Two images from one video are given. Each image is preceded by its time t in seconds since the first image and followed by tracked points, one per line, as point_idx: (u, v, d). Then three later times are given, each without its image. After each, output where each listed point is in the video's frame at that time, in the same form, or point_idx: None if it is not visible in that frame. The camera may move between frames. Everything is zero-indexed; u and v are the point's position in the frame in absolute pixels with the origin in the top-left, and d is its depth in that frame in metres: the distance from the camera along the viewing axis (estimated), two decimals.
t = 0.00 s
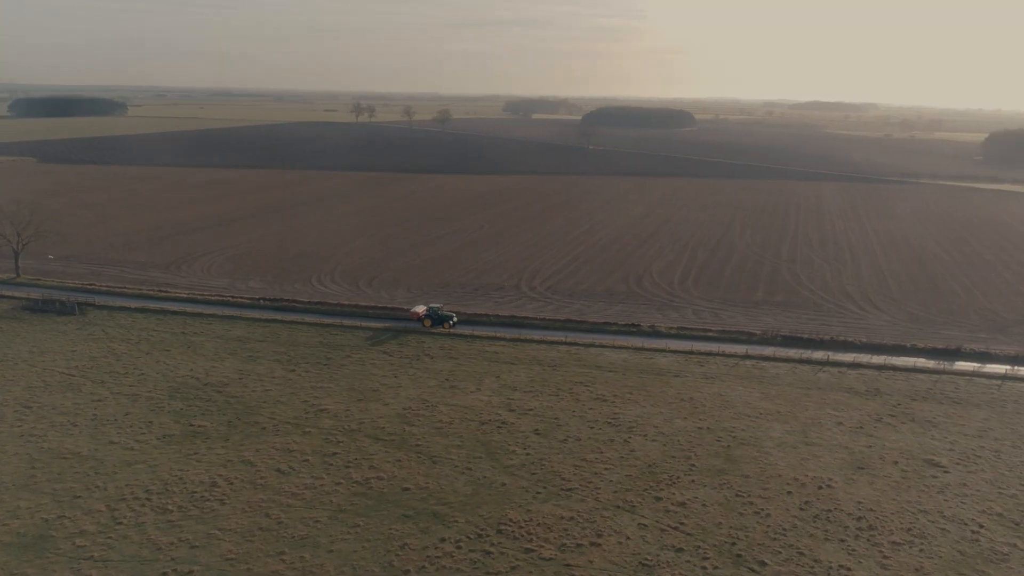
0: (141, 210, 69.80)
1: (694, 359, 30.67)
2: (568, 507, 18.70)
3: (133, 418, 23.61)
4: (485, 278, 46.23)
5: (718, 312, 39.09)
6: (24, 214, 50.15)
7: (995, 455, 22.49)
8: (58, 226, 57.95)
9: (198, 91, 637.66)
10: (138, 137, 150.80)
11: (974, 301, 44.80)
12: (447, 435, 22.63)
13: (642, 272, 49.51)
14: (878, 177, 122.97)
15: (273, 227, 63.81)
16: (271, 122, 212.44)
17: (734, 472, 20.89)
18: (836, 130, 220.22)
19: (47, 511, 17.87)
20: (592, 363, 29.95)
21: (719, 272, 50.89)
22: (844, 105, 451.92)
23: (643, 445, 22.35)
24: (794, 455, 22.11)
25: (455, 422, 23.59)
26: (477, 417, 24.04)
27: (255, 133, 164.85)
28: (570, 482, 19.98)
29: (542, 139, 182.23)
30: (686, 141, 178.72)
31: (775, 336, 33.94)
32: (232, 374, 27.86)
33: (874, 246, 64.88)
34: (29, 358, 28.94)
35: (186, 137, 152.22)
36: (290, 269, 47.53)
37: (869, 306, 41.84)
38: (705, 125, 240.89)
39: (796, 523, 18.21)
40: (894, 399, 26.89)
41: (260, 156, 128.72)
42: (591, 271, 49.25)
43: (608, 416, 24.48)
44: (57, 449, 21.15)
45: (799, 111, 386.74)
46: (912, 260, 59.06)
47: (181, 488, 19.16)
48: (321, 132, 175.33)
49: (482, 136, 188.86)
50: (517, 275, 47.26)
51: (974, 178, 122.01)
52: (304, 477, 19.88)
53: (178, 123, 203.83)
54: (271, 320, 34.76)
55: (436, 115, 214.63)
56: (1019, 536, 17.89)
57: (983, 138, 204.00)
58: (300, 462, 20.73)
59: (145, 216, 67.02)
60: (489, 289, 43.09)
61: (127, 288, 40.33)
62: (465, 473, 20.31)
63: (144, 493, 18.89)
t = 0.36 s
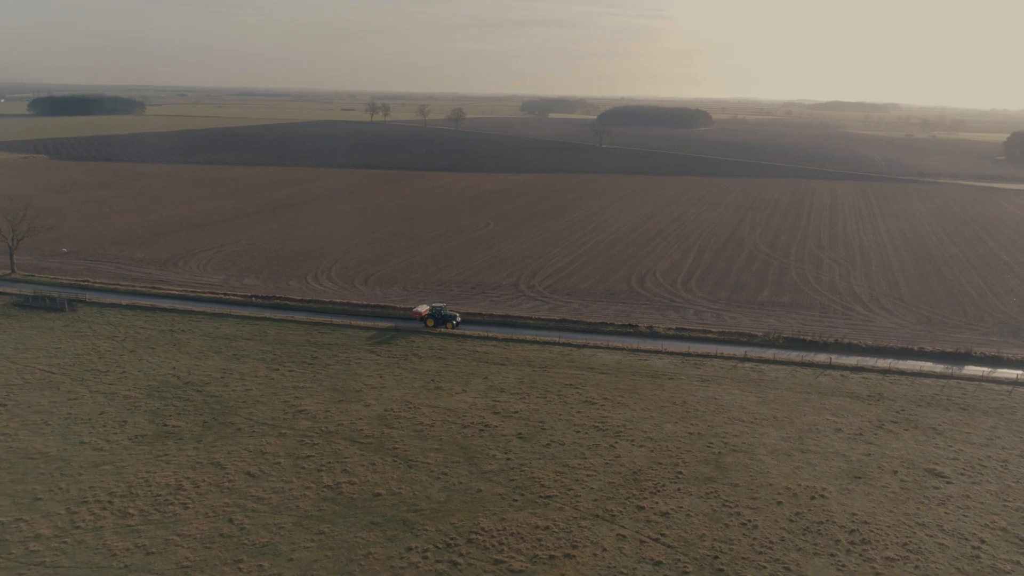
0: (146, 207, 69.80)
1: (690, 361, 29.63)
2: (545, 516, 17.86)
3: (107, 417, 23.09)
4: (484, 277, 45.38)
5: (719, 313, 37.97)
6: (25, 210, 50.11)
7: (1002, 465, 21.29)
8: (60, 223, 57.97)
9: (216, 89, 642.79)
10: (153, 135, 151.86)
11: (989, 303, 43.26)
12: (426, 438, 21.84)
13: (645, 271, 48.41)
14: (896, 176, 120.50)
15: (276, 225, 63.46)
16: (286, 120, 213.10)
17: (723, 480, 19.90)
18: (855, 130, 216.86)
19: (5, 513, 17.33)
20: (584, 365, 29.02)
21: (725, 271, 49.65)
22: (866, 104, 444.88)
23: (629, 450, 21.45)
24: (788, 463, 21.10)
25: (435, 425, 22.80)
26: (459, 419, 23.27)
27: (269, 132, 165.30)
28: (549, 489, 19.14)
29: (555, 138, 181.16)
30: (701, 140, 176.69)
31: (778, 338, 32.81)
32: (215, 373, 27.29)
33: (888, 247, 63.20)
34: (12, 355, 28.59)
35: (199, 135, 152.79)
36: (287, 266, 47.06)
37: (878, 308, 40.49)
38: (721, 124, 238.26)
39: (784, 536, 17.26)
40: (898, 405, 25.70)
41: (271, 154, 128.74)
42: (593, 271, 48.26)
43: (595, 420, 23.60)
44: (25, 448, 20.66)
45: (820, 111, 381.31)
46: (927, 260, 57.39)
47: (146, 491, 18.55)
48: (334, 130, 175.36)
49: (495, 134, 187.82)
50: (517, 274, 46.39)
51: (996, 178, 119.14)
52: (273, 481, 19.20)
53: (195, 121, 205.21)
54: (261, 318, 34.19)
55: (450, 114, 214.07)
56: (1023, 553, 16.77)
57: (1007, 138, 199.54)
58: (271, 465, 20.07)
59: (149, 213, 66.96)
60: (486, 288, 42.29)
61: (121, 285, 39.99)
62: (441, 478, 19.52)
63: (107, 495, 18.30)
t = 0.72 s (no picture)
0: (150, 205, 69.67)
1: (685, 363, 28.64)
2: (517, 525, 17.03)
3: (79, 416, 22.54)
4: (482, 275, 44.61)
5: (718, 314, 36.89)
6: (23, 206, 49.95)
7: (1007, 476, 20.14)
8: (61, 220, 57.91)
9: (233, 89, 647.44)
10: (166, 133, 152.64)
11: (1002, 305, 41.79)
12: (402, 442, 21.10)
13: (647, 270, 47.39)
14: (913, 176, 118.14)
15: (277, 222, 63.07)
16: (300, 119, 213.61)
17: (709, 489, 18.97)
18: (873, 130, 213.41)
19: None
20: (574, 366, 28.14)
21: (729, 271, 48.52)
22: (886, 104, 438.56)
23: (612, 456, 20.57)
24: (778, 471, 20.13)
25: (413, 428, 22.03)
26: (438, 422, 22.51)
27: (281, 131, 165.53)
28: (525, 496, 18.32)
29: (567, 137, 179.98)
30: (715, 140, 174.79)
31: (777, 339, 31.72)
32: (195, 371, 26.74)
33: (900, 247, 61.67)
34: None
35: (212, 134, 153.22)
36: (283, 264, 46.55)
37: (885, 309, 39.21)
38: (737, 124, 235.52)
39: (768, 550, 16.31)
40: (899, 411, 24.60)
41: (281, 152, 128.84)
42: (593, 270, 47.31)
43: (580, 425, 22.74)
44: None
45: (845, 112, 374.75)
46: (939, 261, 55.82)
47: (106, 494, 17.93)
48: (346, 129, 175.24)
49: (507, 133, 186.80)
50: (516, 273, 45.56)
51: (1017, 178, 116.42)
52: (239, 484, 18.53)
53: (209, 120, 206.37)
54: (250, 316, 33.64)
55: (463, 113, 213.60)
56: None
57: None
58: (238, 468, 19.39)
59: (151, 211, 66.77)
60: (482, 287, 41.49)
61: (113, 282, 39.62)
62: (413, 484, 18.76)
63: (65, 498, 17.68)
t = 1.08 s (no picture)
0: (153, 202, 69.53)
1: (677, 366, 27.62)
2: (485, 536, 16.19)
3: (47, 415, 21.99)
4: (478, 274, 43.79)
5: (717, 314, 35.75)
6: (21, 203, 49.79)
7: (1010, 489, 18.99)
8: (61, 218, 57.80)
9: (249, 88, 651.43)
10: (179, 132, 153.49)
11: (1016, 308, 40.28)
12: (375, 446, 20.33)
13: (648, 269, 46.34)
14: (930, 176, 115.69)
15: (277, 219, 62.61)
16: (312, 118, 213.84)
17: (691, 499, 18.03)
18: (891, 130, 209.94)
19: None
20: (562, 367, 27.24)
21: (732, 270, 47.37)
22: (906, 104, 431.59)
23: (592, 464, 19.66)
24: (766, 480, 19.14)
25: (387, 432, 21.24)
26: (415, 426, 21.71)
27: (292, 129, 165.69)
28: (496, 504, 17.49)
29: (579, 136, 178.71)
30: (729, 139, 172.66)
31: (776, 342, 30.61)
32: (173, 370, 26.16)
33: (912, 247, 60.05)
34: None
35: (223, 132, 153.60)
36: (278, 261, 46.02)
37: (892, 310, 37.90)
38: (753, 124, 232.83)
39: (749, 566, 15.39)
40: (899, 418, 23.46)
41: (291, 150, 128.85)
42: (593, 269, 46.33)
43: (562, 429, 21.87)
44: None
45: (863, 112, 369.41)
46: (953, 262, 54.18)
47: (61, 498, 17.29)
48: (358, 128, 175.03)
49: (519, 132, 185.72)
50: (513, 271, 44.68)
51: None
52: (199, 489, 17.85)
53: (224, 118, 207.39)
54: (237, 314, 33.04)
55: (476, 112, 212.85)
56: None
57: None
58: (201, 472, 18.71)
59: (153, 208, 66.58)
60: (477, 286, 40.63)
61: (105, 279, 39.24)
62: (380, 490, 17.99)
63: (18, 502, 17.08)
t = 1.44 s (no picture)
0: (155, 199, 69.33)
1: (668, 369, 26.58)
2: (446, 548, 15.33)
3: (13, 415, 21.43)
4: (473, 273, 42.91)
5: (715, 315, 34.65)
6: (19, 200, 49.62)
7: (1012, 503, 17.84)
8: (61, 215, 57.66)
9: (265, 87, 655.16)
10: (190, 130, 154.12)
11: None
12: (343, 450, 19.52)
13: (649, 268, 45.25)
14: (949, 176, 113.12)
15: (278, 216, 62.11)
16: (326, 117, 213.97)
17: (669, 510, 17.08)
18: (911, 130, 206.20)
19: None
20: (549, 369, 26.30)
21: (735, 269, 46.19)
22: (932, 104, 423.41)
23: (569, 471, 18.74)
24: (752, 490, 18.13)
25: (358, 436, 20.43)
26: (388, 429, 20.90)
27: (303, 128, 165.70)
28: (462, 514, 16.63)
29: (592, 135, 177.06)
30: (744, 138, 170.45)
31: (774, 344, 29.46)
32: (149, 369, 25.53)
33: (924, 247, 58.41)
34: None
35: (235, 131, 153.82)
36: (272, 259, 45.47)
37: (898, 312, 36.57)
38: (768, 123, 230.04)
39: None
40: (898, 425, 22.30)
41: (301, 148, 128.72)
42: (592, 267, 45.31)
43: (542, 434, 20.95)
44: None
45: (883, 111, 364.25)
46: (967, 263, 52.51)
47: (11, 502, 16.65)
48: (369, 126, 174.75)
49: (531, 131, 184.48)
50: (509, 271, 43.76)
51: None
52: (155, 494, 17.13)
53: (237, 117, 208.05)
54: (222, 312, 32.42)
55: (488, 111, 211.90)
56: None
57: None
58: (160, 476, 18.00)
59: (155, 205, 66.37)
60: (471, 284, 39.77)
61: (95, 275, 38.83)
62: (343, 497, 17.19)
63: None
